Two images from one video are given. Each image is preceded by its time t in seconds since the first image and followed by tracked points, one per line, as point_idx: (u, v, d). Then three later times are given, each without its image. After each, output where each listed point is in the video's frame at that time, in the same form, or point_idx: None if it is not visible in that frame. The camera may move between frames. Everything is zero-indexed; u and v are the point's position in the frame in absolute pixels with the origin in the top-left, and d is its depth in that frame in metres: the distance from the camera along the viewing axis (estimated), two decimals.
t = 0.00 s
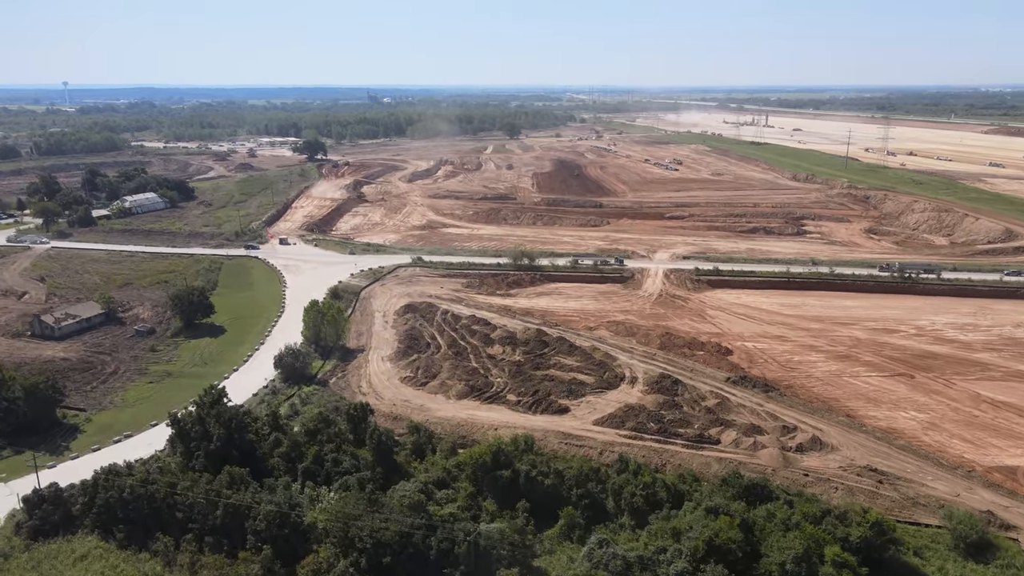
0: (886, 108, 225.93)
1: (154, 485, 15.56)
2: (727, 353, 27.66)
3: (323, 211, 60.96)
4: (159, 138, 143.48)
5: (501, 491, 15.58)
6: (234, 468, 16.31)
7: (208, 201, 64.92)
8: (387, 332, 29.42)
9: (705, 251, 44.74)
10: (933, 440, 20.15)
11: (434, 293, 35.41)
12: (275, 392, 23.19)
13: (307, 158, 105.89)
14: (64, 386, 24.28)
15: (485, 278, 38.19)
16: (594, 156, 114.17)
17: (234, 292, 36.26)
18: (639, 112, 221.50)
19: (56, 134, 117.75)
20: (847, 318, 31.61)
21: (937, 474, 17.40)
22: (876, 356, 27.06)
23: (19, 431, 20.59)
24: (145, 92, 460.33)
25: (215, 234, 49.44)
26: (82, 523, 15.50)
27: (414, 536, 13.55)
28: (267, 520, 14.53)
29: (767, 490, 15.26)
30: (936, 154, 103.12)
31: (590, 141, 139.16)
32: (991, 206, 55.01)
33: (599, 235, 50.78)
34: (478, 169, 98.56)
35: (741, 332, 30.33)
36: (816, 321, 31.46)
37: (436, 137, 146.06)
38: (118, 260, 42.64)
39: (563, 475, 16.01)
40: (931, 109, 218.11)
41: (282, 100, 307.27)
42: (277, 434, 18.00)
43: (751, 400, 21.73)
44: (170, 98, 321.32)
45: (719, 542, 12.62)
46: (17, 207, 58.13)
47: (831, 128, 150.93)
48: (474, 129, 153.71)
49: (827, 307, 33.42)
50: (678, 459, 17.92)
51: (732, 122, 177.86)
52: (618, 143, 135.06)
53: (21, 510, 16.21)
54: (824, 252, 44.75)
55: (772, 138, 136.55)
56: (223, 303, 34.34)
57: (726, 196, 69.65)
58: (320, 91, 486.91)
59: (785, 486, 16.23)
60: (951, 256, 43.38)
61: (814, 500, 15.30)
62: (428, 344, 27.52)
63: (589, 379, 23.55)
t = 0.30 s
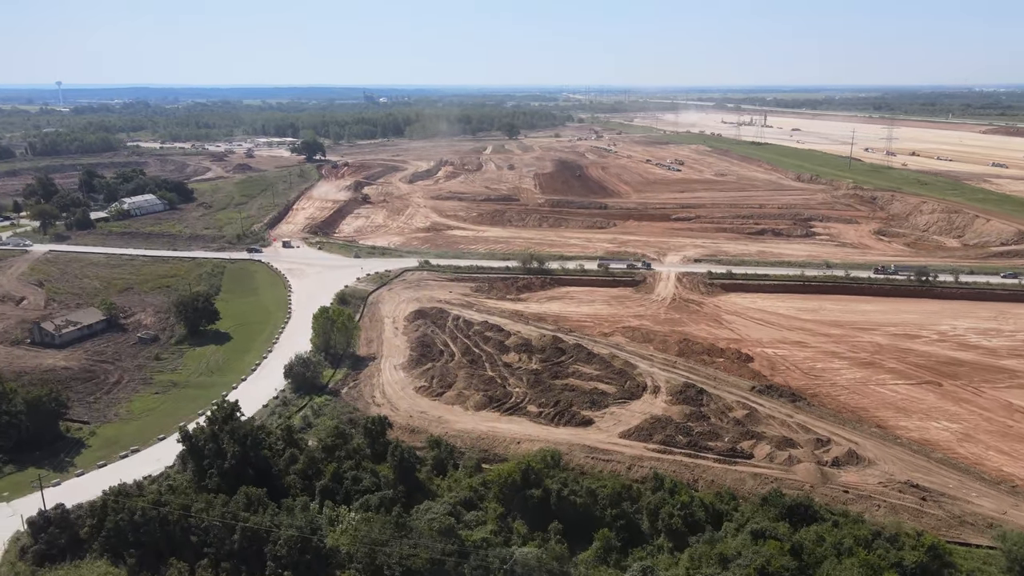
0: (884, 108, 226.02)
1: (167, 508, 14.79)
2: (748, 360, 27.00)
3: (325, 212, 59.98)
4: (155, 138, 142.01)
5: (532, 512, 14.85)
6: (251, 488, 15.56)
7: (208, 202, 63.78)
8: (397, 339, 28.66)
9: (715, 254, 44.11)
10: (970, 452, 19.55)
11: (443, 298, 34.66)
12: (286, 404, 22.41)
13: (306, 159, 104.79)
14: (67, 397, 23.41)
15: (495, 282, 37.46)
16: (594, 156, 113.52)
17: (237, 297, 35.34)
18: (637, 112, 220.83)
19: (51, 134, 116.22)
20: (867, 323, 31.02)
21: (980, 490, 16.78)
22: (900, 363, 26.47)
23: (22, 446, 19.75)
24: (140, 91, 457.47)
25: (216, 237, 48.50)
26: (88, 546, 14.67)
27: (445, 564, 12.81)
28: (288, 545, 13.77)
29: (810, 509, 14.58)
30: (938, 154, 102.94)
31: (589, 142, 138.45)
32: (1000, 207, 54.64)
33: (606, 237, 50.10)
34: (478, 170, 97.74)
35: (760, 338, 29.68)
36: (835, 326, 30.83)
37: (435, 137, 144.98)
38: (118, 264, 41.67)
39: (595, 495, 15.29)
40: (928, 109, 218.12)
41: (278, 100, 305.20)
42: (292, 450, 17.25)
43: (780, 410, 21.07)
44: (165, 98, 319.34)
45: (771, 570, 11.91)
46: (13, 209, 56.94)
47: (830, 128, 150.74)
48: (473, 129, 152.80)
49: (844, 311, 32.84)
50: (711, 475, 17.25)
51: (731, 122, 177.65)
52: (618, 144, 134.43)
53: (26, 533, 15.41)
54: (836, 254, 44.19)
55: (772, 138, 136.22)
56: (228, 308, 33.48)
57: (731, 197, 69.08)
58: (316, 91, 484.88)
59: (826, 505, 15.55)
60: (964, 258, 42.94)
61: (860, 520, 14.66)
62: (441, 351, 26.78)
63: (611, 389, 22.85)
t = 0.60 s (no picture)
0: (881, 108, 226.18)
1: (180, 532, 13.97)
2: (769, 368, 26.31)
3: (326, 215, 59.03)
4: (150, 139, 140.46)
5: (566, 536, 14.13)
6: (268, 511, 14.79)
7: (207, 204, 62.69)
8: (409, 347, 27.86)
9: (726, 257, 43.44)
10: (1009, 465, 18.95)
11: (453, 303, 33.88)
12: (297, 417, 21.61)
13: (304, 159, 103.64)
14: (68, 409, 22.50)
15: (504, 286, 36.68)
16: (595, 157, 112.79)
17: (242, 303, 34.44)
18: (634, 112, 220.03)
19: (44, 135, 114.57)
20: (888, 329, 30.40)
21: None
22: (925, 371, 25.87)
23: (23, 463, 18.88)
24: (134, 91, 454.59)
25: (216, 240, 47.51)
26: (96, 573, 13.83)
27: None
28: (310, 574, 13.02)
29: (859, 532, 13.92)
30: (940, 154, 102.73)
31: (589, 142, 137.72)
32: (1009, 208, 54.25)
33: (614, 240, 49.36)
34: (479, 171, 96.93)
35: (780, 344, 28.99)
36: (855, 332, 30.19)
37: (434, 137, 143.96)
38: (117, 268, 40.63)
39: (631, 517, 14.58)
40: (926, 109, 218.50)
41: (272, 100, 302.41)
42: (308, 468, 16.47)
43: (810, 422, 20.42)
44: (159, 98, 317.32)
45: None
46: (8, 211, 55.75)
47: (829, 128, 150.54)
48: (471, 130, 151.85)
49: (863, 317, 32.22)
50: (746, 493, 16.57)
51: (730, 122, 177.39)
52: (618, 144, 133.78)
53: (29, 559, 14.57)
54: (848, 257, 43.60)
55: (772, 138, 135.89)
56: (232, 315, 32.58)
57: (735, 198, 68.47)
58: (312, 91, 482.88)
59: (872, 526, 14.90)
60: (978, 261, 42.48)
61: (910, 543, 14.02)
62: (455, 360, 26.00)
63: (633, 400, 22.13)
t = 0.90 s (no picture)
0: (878, 108, 226.46)
1: (186, 563, 13.11)
2: (790, 377, 25.59)
3: (327, 217, 58.08)
4: (145, 140, 138.98)
5: (598, 564, 13.36)
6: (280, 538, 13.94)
7: (205, 207, 61.65)
8: (418, 356, 27.01)
9: (736, 261, 42.72)
10: None
11: (460, 309, 33.05)
12: (305, 432, 20.73)
13: (302, 160, 102.54)
14: (66, 424, 21.56)
15: (512, 291, 35.86)
16: (595, 157, 112.04)
17: (243, 309, 33.49)
18: (633, 112, 219.51)
19: (38, 135, 113.06)
20: (907, 336, 29.75)
21: None
22: (950, 380, 25.22)
23: (19, 483, 17.97)
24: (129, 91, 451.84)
25: (216, 243, 46.50)
26: None
27: None
28: None
29: (907, 560, 13.21)
30: (942, 154, 102.45)
31: (588, 142, 137.00)
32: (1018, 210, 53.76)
33: (620, 243, 48.62)
34: (478, 171, 96.10)
35: (798, 352, 28.26)
36: (873, 339, 29.52)
37: (432, 138, 143.01)
38: (114, 273, 39.60)
39: (666, 544, 13.82)
40: (923, 109, 219.02)
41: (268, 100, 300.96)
42: (321, 490, 15.66)
43: (839, 437, 19.72)
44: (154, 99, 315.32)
45: None
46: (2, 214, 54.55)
47: (829, 128, 150.46)
48: (470, 130, 150.95)
49: (881, 323, 31.55)
50: (782, 515, 15.83)
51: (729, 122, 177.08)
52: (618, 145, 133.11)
53: None
54: (859, 261, 42.96)
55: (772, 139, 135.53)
56: (233, 322, 31.65)
57: (740, 199, 67.82)
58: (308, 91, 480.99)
59: (917, 551, 14.21)
60: (990, 264, 41.96)
61: (960, 572, 13.37)
62: (466, 370, 25.16)
63: (654, 413, 21.35)
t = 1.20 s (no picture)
0: (878, 108, 226.26)
1: None
2: (810, 389, 24.77)
3: (328, 221, 57.15)
4: (143, 142, 137.89)
5: None
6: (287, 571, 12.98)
7: (204, 210, 60.71)
8: (426, 367, 26.14)
9: (746, 265, 41.93)
10: None
11: (468, 316, 32.20)
12: (311, 450, 19.85)
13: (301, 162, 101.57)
14: (60, 441, 20.65)
15: (520, 298, 35.02)
16: (596, 159, 111.19)
17: (244, 318, 32.55)
18: (633, 112, 218.77)
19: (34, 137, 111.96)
20: (928, 344, 28.99)
21: None
22: (975, 391, 24.49)
23: (10, 506, 17.11)
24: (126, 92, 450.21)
25: (215, 247, 45.56)
26: None
27: None
28: None
29: None
30: (946, 155, 101.84)
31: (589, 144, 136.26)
32: None
33: (627, 247, 47.81)
34: (480, 173, 95.22)
35: (817, 362, 27.46)
36: (893, 348, 28.75)
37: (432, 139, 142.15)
38: (111, 279, 38.64)
39: None
40: (922, 109, 218.83)
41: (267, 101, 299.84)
42: (330, 516, 14.73)
43: (870, 454, 18.92)
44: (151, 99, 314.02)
45: None
46: None
47: (830, 129, 149.88)
48: (470, 131, 150.13)
49: (899, 330, 30.79)
50: (818, 542, 15.00)
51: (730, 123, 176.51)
52: (619, 146, 132.37)
53: None
54: (871, 265, 42.20)
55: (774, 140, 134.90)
56: (234, 330, 30.73)
57: (746, 201, 67.05)
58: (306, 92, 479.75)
59: None
60: (1005, 269, 41.25)
61: None
62: (477, 382, 24.29)
63: (674, 428, 20.51)
